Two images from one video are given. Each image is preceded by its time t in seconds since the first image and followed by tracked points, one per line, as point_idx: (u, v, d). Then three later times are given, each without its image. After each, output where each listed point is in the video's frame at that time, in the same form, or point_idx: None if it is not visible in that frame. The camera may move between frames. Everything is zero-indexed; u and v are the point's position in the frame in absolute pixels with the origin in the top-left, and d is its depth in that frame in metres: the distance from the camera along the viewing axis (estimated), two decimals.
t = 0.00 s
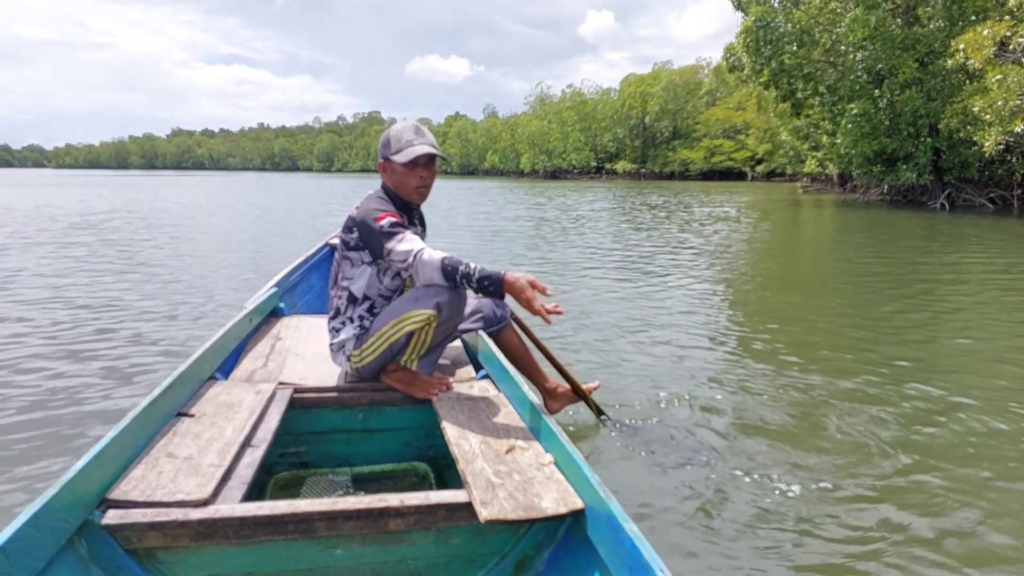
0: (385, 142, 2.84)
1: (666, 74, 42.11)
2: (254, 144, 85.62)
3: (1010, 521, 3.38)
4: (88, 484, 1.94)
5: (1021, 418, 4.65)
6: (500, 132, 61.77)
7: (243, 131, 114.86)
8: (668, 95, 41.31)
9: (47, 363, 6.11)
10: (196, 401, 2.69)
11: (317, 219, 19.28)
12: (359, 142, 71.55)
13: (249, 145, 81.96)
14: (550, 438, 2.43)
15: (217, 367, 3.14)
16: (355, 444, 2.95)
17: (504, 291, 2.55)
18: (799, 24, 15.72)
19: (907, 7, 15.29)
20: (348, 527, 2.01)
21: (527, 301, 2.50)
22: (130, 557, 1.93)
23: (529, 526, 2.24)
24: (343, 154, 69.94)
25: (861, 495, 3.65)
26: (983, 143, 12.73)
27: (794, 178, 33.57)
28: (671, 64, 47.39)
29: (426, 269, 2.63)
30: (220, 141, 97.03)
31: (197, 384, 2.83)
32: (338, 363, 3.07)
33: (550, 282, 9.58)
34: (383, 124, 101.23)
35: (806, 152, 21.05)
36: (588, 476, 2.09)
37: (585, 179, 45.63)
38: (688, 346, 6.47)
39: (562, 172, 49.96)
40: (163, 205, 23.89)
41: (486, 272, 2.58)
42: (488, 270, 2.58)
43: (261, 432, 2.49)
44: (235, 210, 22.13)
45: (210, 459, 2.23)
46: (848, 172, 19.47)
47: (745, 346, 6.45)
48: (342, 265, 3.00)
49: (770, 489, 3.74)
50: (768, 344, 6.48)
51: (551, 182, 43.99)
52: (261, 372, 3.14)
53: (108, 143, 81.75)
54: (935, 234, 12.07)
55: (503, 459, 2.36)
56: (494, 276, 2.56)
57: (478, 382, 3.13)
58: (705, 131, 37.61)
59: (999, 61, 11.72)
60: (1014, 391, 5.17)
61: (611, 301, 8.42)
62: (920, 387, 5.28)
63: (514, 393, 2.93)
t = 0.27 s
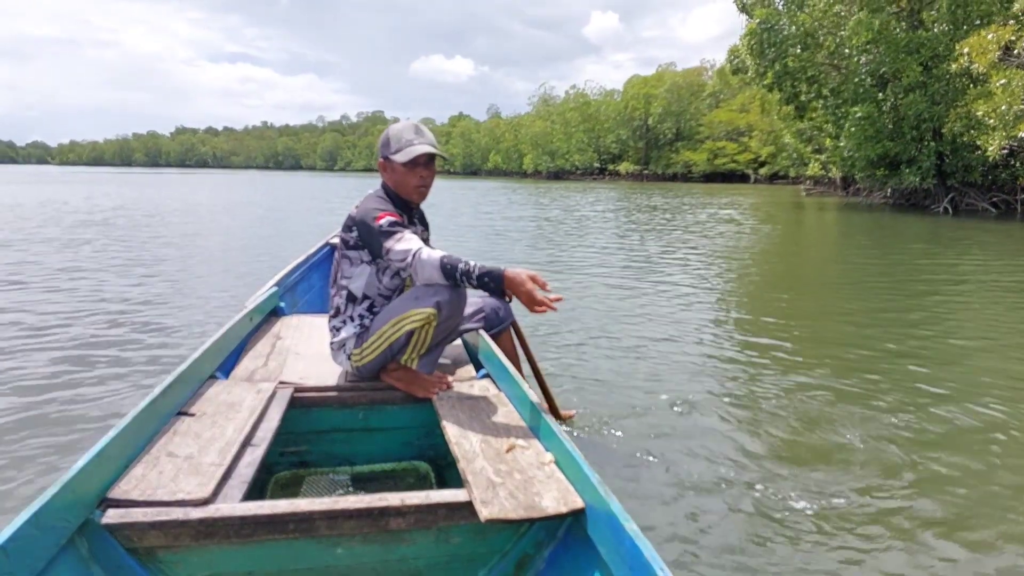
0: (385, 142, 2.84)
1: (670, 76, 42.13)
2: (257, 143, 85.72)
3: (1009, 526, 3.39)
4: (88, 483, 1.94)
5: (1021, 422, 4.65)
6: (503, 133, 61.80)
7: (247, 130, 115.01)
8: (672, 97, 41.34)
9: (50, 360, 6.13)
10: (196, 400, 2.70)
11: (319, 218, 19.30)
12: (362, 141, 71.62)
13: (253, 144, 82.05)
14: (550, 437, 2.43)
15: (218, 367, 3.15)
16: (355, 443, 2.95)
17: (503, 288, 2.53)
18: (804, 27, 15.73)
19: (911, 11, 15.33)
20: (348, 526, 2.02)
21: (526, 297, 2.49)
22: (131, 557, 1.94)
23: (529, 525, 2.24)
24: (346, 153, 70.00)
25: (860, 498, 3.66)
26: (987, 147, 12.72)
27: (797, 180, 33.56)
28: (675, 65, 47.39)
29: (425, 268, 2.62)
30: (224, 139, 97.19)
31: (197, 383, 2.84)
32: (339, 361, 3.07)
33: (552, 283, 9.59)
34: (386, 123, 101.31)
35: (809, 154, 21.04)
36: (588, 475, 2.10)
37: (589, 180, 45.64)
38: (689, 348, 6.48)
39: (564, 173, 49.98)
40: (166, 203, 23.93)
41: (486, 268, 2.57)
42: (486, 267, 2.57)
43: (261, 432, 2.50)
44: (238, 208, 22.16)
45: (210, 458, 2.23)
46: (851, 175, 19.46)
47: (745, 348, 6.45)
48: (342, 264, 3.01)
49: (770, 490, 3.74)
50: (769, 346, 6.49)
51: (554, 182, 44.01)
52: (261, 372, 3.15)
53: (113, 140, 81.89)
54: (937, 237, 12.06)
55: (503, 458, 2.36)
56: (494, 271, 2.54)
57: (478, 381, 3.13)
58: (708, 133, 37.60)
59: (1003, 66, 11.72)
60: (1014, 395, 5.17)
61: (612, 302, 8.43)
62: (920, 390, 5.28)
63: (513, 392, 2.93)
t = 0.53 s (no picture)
0: (382, 142, 2.83)
1: (672, 77, 42.12)
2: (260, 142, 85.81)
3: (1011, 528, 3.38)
4: (88, 483, 1.95)
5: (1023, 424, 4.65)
6: (505, 133, 61.81)
7: (250, 129, 115.14)
8: (674, 98, 41.34)
9: (51, 359, 6.14)
10: (196, 400, 2.70)
11: (322, 218, 19.32)
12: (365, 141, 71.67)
13: (256, 143, 82.14)
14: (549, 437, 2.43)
15: (218, 366, 3.16)
16: (355, 443, 2.95)
17: (499, 285, 2.53)
18: (807, 28, 15.70)
19: (915, 13, 15.31)
20: (348, 526, 2.02)
21: (521, 292, 2.47)
22: (131, 557, 1.94)
23: (530, 525, 2.24)
24: (349, 153, 70.04)
25: (862, 499, 3.66)
26: (990, 149, 12.69)
27: (800, 182, 33.54)
28: (678, 66, 47.37)
29: (421, 267, 2.62)
30: (226, 138, 97.30)
31: (197, 383, 2.84)
32: (339, 361, 3.07)
33: (554, 283, 9.59)
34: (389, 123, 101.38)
35: (812, 156, 21.01)
36: (588, 475, 2.09)
37: (591, 181, 45.63)
38: (690, 348, 6.47)
39: (566, 174, 49.96)
40: (169, 203, 23.96)
41: (483, 265, 2.56)
42: (482, 263, 2.57)
43: (261, 432, 2.50)
44: (240, 208, 22.19)
45: (210, 458, 2.24)
46: (854, 177, 19.44)
47: (746, 349, 6.45)
48: (341, 264, 3.00)
49: (772, 491, 3.74)
50: (771, 347, 6.48)
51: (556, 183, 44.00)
52: (261, 372, 3.15)
53: (115, 140, 82.01)
54: (940, 239, 12.05)
55: (502, 458, 2.36)
56: (490, 268, 2.54)
57: (478, 380, 3.13)
58: (711, 134, 37.57)
59: (1006, 68, 11.71)
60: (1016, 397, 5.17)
61: (613, 303, 8.43)
62: (922, 391, 5.27)
63: (513, 391, 2.93)
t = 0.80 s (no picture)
0: (376, 143, 2.81)
1: (674, 77, 42.08)
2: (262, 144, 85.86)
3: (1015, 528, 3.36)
4: (89, 484, 1.94)
5: None
6: (507, 134, 61.79)
7: (252, 130, 115.31)
8: (676, 97, 41.32)
9: (52, 360, 6.14)
10: (196, 401, 2.70)
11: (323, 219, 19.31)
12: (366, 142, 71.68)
13: (258, 145, 82.19)
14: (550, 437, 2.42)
15: (218, 367, 3.15)
16: (355, 444, 2.94)
17: (494, 282, 2.51)
18: (809, 27, 15.66)
19: (917, 11, 15.27)
20: (348, 527, 2.01)
21: (517, 289, 2.47)
22: (131, 558, 1.94)
23: (530, 526, 2.23)
24: (351, 155, 70.06)
25: (865, 498, 3.65)
26: (993, 147, 12.64)
27: (802, 181, 33.49)
28: (680, 66, 47.32)
29: (416, 268, 2.62)
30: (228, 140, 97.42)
31: (197, 384, 2.84)
32: (337, 363, 3.06)
33: (555, 283, 9.57)
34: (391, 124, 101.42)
35: (814, 155, 20.96)
36: (588, 476, 2.08)
37: (593, 181, 45.57)
38: (692, 348, 6.46)
39: (568, 174, 49.92)
40: (170, 204, 23.96)
41: (477, 264, 2.55)
42: (477, 261, 2.56)
43: (261, 432, 2.50)
44: (242, 209, 22.18)
45: (210, 459, 2.23)
46: (856, 176, 19.40)
47: (749, 349, 6.43)
48: (337, 265, 2.99)
49: (774, 492, 3.72)
50: (773, 347, 6.47)
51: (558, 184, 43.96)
52: (261, 373, 3.14)
53: (118, 142, 82.14)
54: (944, 239, 12.01)
55: (502, 458, 2.36)
56: (485, 267, 2.53)
57: (478, 381, 3.13)
58: (713, 133, 37.51)
59: (1009, 66, 11.69)
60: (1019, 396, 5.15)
61: (615, 303, 8.41)
62: (926, 390, 5.26)
63: (513, 392, 2.93)
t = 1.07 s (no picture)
0: (372, 144, 2.81)
1: (676, 76, 42.04)
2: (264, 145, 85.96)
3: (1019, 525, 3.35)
4: (89, 484, 1.94)
5: None
6: (509, 134, 61.78)
7: (254, 132, 115.47)
8: (678, 96, 41.31)
9: (56, 362, 6.16)
10: (196, 402, 2.70)
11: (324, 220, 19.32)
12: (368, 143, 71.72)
13: (260, 146, 82.26)
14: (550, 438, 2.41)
15: (218, 368, 3.15)
16: (355, 445, 2.93)
17: (490, 283, 2.51)
18: (811, 24, 15.63)
19: (919, 8, 15.23)
20: (348, 527, 2.01)
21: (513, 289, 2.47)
22: (130, 559, 1.94)
23: (530, 527, 2.22)
24: (353, 156, 70.10)
25: (868, 497, 3.64)
26: (996, 144, 12.60)
27: (805, 179, 33.43)
28: (682, 65, 47.28)
29: (412, 269, 2.61)
30: (230, 141, 97.55)
31: (197, 385, 2.84)
32: (337, 364, 3.05)
33: (557, 283, 9.57)
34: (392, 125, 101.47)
35: (816, 153, 20.93)
36: (588, 477, 2.07)
37: (595, 180, 45.53)
38: (694, 347, 6.45)
39: (571, 174, 49.91)
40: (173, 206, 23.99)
41: (473, 264, 2.55)
42: (473, 262, 2.55)
43: (261, 433, 2.50)
44: (244, 210, 22.21)
45: (210, 460, 2.23)
46: (859, 174, 19.36)
47: (751, 348, 6.41)
48: (335, 267, 2.99)
49: (777, 491, 3.71)
50: (775, 346, 6.45)
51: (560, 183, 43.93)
52: (261, 373, 3.14)
53: (121, 144, 82.41)
54: (947, 236, 11.98)
55: (502, 459, 2.35)
56: (481, 267, 2.53)
57: (478, 382, 3.12)
58: (715, 132, 37.46)
59: (1011, 62, 11.66)
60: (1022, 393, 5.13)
61: (617, 303, 8.41)
62: (929, 388, 5.24)
63: (513, 393, 2.92)
